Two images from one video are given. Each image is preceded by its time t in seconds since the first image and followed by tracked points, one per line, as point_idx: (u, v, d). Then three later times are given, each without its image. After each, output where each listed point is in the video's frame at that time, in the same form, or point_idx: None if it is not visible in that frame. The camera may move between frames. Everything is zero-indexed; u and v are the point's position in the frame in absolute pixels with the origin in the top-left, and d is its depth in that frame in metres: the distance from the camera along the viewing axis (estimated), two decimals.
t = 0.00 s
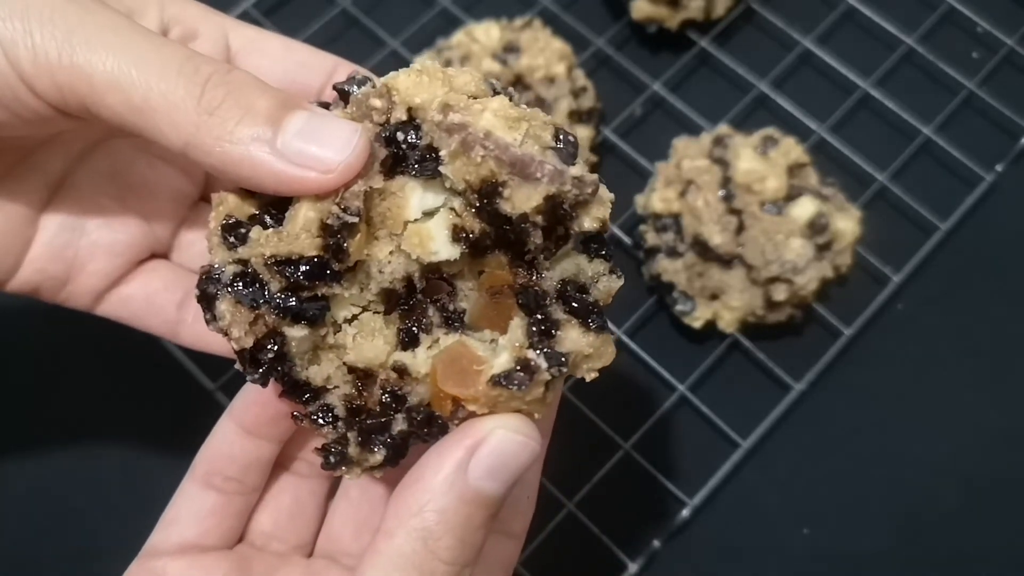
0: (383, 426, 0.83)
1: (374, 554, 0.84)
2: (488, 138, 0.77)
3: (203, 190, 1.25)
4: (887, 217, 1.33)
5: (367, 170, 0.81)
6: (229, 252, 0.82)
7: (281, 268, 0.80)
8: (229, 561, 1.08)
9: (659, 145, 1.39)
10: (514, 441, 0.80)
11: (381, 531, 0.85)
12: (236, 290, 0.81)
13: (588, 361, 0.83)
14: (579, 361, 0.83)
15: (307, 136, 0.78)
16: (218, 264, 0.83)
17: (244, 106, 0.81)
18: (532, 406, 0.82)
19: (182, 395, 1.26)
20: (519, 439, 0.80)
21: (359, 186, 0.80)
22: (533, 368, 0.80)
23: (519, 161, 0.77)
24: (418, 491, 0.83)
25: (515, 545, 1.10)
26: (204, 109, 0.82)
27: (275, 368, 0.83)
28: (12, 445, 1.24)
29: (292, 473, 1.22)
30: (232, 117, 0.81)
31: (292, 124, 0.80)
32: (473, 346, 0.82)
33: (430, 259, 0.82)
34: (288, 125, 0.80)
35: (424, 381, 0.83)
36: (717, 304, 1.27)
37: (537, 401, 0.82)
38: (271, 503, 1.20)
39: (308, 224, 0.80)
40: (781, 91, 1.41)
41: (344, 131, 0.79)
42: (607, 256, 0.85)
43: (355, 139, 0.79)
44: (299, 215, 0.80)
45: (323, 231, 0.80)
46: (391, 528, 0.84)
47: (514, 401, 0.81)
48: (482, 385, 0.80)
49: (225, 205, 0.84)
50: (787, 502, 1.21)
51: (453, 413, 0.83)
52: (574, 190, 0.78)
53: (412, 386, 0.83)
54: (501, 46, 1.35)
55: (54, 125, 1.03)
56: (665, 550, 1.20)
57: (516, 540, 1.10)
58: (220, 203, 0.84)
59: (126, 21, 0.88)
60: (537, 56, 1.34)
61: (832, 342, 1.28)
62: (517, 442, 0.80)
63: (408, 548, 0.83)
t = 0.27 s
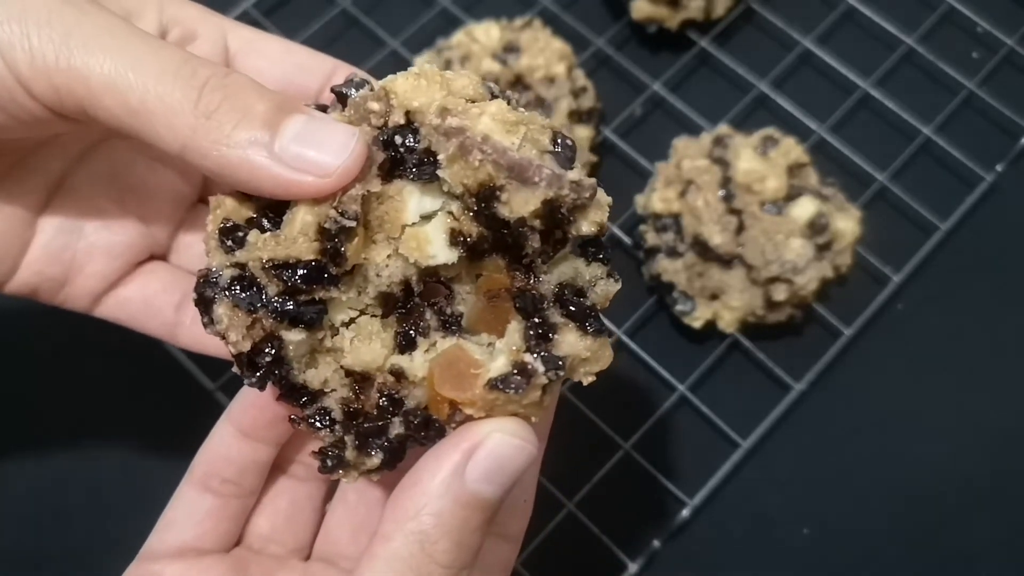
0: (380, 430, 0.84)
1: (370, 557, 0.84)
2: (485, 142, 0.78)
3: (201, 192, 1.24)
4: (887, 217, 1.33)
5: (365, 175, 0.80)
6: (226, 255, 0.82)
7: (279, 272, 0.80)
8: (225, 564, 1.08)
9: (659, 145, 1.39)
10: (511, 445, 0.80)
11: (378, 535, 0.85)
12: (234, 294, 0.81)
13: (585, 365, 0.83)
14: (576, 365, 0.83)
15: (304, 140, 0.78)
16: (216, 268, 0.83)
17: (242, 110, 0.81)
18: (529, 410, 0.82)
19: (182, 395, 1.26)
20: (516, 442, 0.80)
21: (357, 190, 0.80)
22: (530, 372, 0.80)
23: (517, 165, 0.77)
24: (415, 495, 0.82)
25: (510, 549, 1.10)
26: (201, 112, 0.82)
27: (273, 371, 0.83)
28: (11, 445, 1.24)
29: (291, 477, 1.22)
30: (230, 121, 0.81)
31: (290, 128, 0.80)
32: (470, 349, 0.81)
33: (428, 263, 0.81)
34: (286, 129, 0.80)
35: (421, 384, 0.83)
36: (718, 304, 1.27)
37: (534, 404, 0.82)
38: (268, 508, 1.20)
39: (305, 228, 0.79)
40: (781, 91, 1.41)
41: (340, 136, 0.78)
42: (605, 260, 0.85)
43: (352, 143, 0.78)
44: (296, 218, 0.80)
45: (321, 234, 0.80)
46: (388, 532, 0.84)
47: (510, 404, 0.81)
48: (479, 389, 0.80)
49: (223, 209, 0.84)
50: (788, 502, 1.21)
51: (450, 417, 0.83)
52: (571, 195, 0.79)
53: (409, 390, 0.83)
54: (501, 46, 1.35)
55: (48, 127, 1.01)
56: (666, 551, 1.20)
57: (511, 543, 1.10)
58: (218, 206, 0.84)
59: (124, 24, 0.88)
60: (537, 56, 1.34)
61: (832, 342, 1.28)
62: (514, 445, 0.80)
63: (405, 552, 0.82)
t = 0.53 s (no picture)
0: (375, 429, 0.84)
1: (366, 560, 0.84)
2: (485, 150, 0.77)
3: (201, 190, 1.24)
4: (887, 217, 1.33)
5: (364, 180, 0.80)
6: (226, 259, 0.82)
7: (278, 277, 0.80)
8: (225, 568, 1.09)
9: (659, 145, 1.39)
10: (505, 444, 0.80)
11: (375, 538, 0.85)
12: (234, 299, 0.81)
13: (581, 368, 0.83)
14: (572, 368, 0.83)
15: (303, 145, 0.78)
16: (215, 272, 0.83)
17: (241, 114, 0.81)
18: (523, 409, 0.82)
19: (181, 395, 1.26)
20: (510, 442, 0.81)
21: (356, 196, 0.80)
22: (522, 370, 0.80)
23: (517, 174, 0.77)
24: (410, 495, 0.83)
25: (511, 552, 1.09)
26: (200, 116, 0.82)
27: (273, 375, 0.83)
28: (11, 444, 1.24)
29: (291, 482, 1.22)
30: (229, 125, 0.81)
31: (289, 134, 0.80)
32: (465, 349, 0.81)
33: (426, 268, 0.81)
34: (286, 135, 0.80)
35: (416, 384, 0.83)
36: (718, 304, 1.27)
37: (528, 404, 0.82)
38: (268, 514, 1.20)
39: (305, 233, 0.79)
40: (781, 91, 1.41)
41: (339, 142, 0.78)
42: (601, 264, 0.85)
43: (351, 150, 0.78)
44: (295, 223, 0.80)
45: (320, 239, 0.80)
46: (383, 534, 0.84)
47: (504, 403, 0.81)
48: (473, 387, 0.80)
49: (222, 211, 0.84)
50: (788, 502, 1.21)
51: (444, 416, 0.83)
52: (570, 203, 0.79)
53: (404, 389, 0.83)
54: (501, 46, 1.35)
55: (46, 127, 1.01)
56: (665, 551, 1.20)
57: (512, 547, 1.09)
58: (217, 209, 0.84)
59: (118, 25, 0.88)
60: (538, 55, 1.34)
61: (832, 342, 1.27)
62: (508, 445, 0.81)
63: (401, 554, 0.83)
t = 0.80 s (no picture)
0: (366, 423, 0.84)
1: (358, 558, 0.83)
2: (484, 162, 0.78)
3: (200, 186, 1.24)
4: (887, 217, 1.33)
5: (361, 187, 0.81)
6: (225, 264, 0.82)
7: (277, 283, 0.80)
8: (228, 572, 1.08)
9: (659, 146, 1.39)
10: (496, 437, 0.80)
11: (365, 536, 0.84)
12: (233, 305, 0.82)
13: (573, 367, 0.83)
14: (563, 366, 0.82)
15: (302, 151, 0.77)
16: (214, 276, 0.83)
17: (240, 119, 0.80)
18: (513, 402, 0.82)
19: (181, 394, 1.26)
20: (501, 435, 0.80)
21: (354, 205, 0.81)
22: (509, 359, 0.79)
23: (514, 186, 0.77)
24: (401, 491, 0.82)
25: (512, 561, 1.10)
26: (198, 120, 0.81)
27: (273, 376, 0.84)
28: (11, 444, 1.24)
29: (293, 490, 1.22)
30: (228, 130, 0.80)
31: (288, 139, 0.79)
32: (455, 344, 0.81)
33: (423, 274, 0.83)
34: (284, 140, 0.79)
35: (407, 379, 0.82)
36: (718, 304, 1.27)
37: (517, 398, 0.82)
38: (269, 521, 1.20)
39: (303, 240, 0.80)
40: (781, 91, 1.41)
41: (338, 147, 0.78)
42: (594, 265, 0.86)
43: (350, 155, 0.78)
44: (293, 230, 0.80)
45: (318, 247, 0.80)
46: (375, 531, 0.83)
47: (491, 394, 0.80)
48: (459, 377, 0.79)
49: (220, 214, 0.84)
50: (788, 502, 1.21)
51: (434, 410, 0.83)
52: (566, 216, 0.79)
53: (397, 384, 0.83)
54: (501, 46, 1.35)
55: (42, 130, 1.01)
56: (665, 550, 1.20)
57: (513, 555, 1.10)
58: (215, 212, 0.84)
59: (115, 25, 0.86)
60: (538, 55, 1.33)
61: (832, 342, 1.27)
62: (500, 438, 0.80)
63: (393, 550, 0.81)
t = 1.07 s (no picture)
0: (361, 419, 0.84)
1: (355, 555, 0.83)
2: (484, 180, 0.78)
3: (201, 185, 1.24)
4: (887, 217, 1.33)
5: (363, 200, 0.81)
6: (229, 274, 0.82)
7: (280, 294, 0.81)
8: None
9: (659, 145, 1.39)
10: (490, 435, 0.79)
11: (362, 534, 0.84)
12: (236, 316, 0.82)
13: (568, 370, 0.82)
14: (557, 369, 0.82)
15: (306, 167, 0.77)
16: (218, 286, 0.83)
17: (245, 132, 0.80)
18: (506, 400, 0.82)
19: (181, 395, 1.25)
20: (495, 432, 0.79)
21: (356, 219, 0.81)
22: (498, 353, 0.79)
23: (514, 205, 0.78)
24: (395, 489, 0.81)
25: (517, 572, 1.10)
26: (203, 131, 0.80)
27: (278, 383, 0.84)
28: (10, 443, 1.24)
29: (300, 500, 1.22)
30: (234, 143, 0.80)
31: (292, 154, 0.78)
32: (449, 342, 0.81)
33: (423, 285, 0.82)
34: (289, 153, 0.79)
35: (403, 378, 0.83)
36: (718, 304, 1.27)
37: (510, 395, 0.81)
38: (275, 531, 1.20)
39: (305, 253, 0.80)
40: (781, 91, 1.41)
41: (343, 164, 0.78)
42: (590, 272, 0.86)
43: (354, 171, 0.78)
44: (296, 242, 0.81)
45: (320, 261, 0.80)
46: (371, 528, 0.83)
47: (483, 391, 0.80)
48: (450, 372, 0.79)
49: (223, 223, 0.83)
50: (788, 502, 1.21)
51: (427, 407, 0.82)
52: (565, 233, 0.80)
53: (392, 383, 0.83)
54: (501, 46, 1.34)
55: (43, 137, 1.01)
56: (665, 551, 1.20)
57: (517, 566, 1.10)
58: (218, 220, 0.84)
59: (117, 34, 0.85)
60: (538, 55, 1.33)
61: (832, 342, 1.27)
62: (493, 435, 0.79)
63: (390, 547, 0.81)
